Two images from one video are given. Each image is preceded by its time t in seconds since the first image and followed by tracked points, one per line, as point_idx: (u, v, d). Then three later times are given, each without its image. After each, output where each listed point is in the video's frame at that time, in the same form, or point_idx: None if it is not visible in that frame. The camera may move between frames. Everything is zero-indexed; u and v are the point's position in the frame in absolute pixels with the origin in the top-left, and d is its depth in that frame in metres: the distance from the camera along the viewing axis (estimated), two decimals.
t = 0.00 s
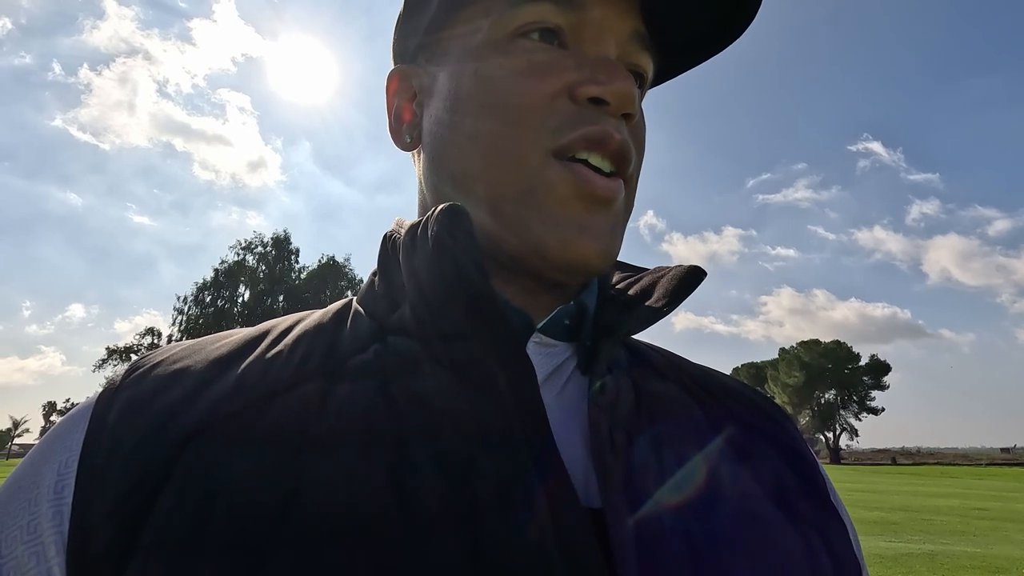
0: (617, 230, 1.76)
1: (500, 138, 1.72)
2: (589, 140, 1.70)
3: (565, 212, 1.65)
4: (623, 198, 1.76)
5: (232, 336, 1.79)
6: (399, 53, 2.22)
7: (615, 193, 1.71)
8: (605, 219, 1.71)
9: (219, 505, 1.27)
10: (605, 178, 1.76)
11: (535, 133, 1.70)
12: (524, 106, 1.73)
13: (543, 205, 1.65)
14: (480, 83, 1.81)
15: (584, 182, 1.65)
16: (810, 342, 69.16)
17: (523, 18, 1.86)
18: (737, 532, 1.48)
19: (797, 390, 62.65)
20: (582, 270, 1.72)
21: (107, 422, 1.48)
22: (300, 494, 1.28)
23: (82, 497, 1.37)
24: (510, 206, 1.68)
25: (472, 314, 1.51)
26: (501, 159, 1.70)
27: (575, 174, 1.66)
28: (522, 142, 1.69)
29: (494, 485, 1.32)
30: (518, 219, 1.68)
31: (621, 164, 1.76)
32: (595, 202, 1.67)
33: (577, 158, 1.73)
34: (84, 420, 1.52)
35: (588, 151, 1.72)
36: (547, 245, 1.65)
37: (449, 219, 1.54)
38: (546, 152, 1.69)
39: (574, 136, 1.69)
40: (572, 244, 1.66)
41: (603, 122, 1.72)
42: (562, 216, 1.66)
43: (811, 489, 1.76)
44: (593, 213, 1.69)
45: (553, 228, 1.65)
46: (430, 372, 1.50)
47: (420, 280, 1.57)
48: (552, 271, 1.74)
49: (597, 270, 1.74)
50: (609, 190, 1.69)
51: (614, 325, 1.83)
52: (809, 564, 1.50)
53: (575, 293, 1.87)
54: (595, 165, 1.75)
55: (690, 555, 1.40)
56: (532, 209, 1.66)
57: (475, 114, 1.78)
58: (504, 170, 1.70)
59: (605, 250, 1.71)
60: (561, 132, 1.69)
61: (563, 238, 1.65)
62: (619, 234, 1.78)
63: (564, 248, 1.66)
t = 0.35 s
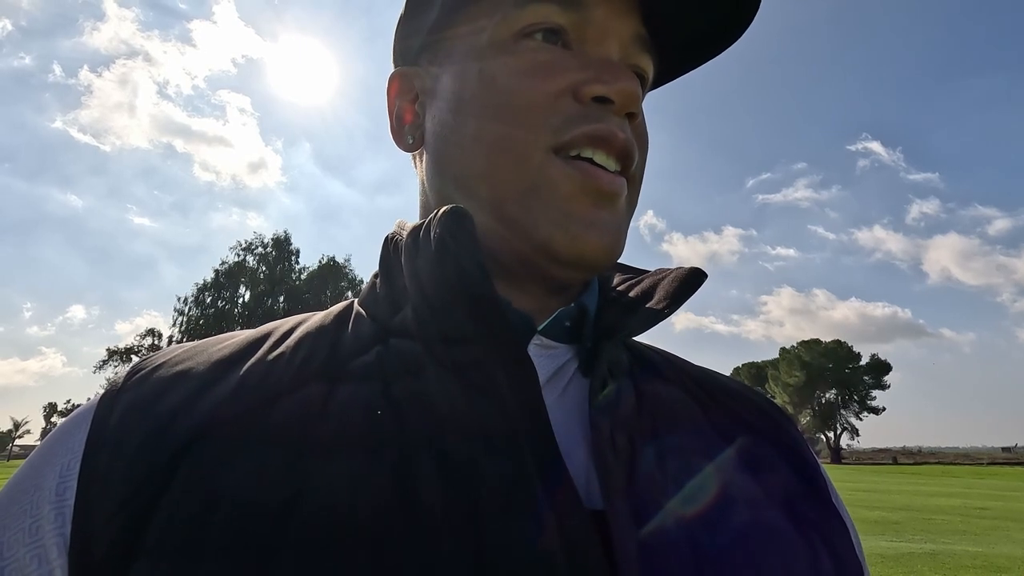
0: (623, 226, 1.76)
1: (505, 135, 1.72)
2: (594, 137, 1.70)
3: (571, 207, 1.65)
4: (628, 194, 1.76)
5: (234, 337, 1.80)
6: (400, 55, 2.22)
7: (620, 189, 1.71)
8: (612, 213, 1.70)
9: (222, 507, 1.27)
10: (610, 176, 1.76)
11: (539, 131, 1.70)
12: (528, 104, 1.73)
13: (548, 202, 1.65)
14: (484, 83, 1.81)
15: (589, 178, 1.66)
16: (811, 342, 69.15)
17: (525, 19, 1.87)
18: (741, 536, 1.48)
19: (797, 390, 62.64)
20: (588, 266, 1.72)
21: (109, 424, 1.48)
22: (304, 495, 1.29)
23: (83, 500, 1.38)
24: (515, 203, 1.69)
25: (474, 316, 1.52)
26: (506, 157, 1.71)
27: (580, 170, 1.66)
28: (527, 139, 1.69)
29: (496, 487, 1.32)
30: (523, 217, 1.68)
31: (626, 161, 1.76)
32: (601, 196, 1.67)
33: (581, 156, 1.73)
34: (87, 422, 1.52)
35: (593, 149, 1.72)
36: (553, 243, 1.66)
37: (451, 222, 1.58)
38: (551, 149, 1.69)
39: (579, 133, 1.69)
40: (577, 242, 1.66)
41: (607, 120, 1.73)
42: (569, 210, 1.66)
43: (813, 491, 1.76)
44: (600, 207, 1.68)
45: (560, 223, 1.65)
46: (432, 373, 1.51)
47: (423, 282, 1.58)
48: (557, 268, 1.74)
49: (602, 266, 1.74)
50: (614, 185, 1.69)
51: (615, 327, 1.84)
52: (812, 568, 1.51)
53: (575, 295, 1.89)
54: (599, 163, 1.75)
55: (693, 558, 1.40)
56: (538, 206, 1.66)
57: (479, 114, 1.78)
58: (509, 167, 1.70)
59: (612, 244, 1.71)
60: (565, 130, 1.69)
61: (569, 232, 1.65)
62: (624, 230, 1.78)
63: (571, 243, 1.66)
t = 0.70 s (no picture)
0: (625, 233, 1.75)
1: (504, 146, 1.73)
2: (592, 148, 1.71)
3: (573, 215, 1.65)
4: (629, 200, 1.75)
5: (235, 343, 1.81)
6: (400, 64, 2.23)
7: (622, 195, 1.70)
8: (613, 220, 1.70)
9: (222, 511, 1.28)
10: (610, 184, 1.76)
11: (538, 141, 1.70)
12: (527, 115, 1.74)
13: (549, 210, 1.66)
14: (483, 93, 1.82)
15: (590, 185, 1.65)
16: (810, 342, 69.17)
17: (525, 28, 1.87)
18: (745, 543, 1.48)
19: (797, 390, 62.66)
20: (591, 271, 1.72)
21: (110, 430, 1.48)
22: (304, 502, 1.29)
23: (83, 503, 1.38)
24: (516, 212, 1.69)
25: (475, 323, 1.52)
26: (504, 168, 1.71)
27: (581, 177, 1.66)
28: (526, 150, 1.70)
29: (497, 494, 1.32)
30: (523, 227, 1.69)
31: (626, 168, 1.76)
32: (603, 202, 1.67)
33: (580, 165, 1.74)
34: (88, 424, 1.52)
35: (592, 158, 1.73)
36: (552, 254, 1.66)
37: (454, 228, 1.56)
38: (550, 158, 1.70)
39: (577, 143, 1.69)
40: (577, 252, 1.67)
41: (605, 131, 1.73)
42: (570, 217, 1.65)
43: (817, 497, 1.77)
44: (601, 214, 1.68)
45: (562, 231, 1.65)
46: (433, 381, 1.51)
47: (425, 290, 1.58)
48: (559, 276, 1.74)
49: (605, 272, 1.73)
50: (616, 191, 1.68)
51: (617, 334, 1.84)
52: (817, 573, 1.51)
53: (577, 303, 1.90)
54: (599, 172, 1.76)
55: (696, 566, 1.40)
56: (538, 214, 1.67)
57: (478, 125, 1.79)
58: (509, 178, 1.70)
59: (614, 251, 1.70)
60: (564, 140, 1.69)
61: (571, 240, 1.65)
62: (626, 237, 1.78)
63: (573, 250, 1.66)
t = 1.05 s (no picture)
0: (645, 237, 1.77)
1: (524, 144, 1.73)
2: (613, 146, 1.72)
3: (592, 219, 1.67)
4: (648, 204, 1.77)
5: (263, 338, 1.84)
6: (422, 63, 2.25)
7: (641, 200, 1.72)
8: (633, 224, 1.73)
9: (255, 501, 1.31)
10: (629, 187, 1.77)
11: (558, 140, 1.71)
12: (547, 112, 1.75)
13: (569, 212, 1.67)
14: (503, 90, 1.82)
15: (609, 193, 1.67)
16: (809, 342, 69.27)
17: (546, 24, 1.88)
18: (770, 540, 1.49)
19: (795, 390, 62.73)
20: (610, 275, 1.73)
21: (142, 424, 1.52)
22: (329, 496, 1.31)
23: (120, 492, 1.42)
24: (535, 211, 1.70)
25: (498, 316, 1.51)
26: (524, 166, 1.72)
27: (599, 185, 1.68)
28: (546, 148, 1.71)
29: (521, 488, 1.33)
30: (543, 226, 1.69)
31: (646, 166, 1.78)
32: (622, 208, 1.69)
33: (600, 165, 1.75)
34: (124, 417, 1.57)
35: (612, 158, 1.74)
36: (573, 253, 1.67)
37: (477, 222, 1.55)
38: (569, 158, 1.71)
39: (597, 143, 1.71)
40: (598, 252, 1.68)
41: (627, 128, 1.74)
42: (590, 221, 1.67)
43: (844, 496, 1.77)
44: (620, 219, 1.70)
45: (582, 233, 1.67)
46: (456, 376, 1.52)
47: (447, 286, 1.57)
48: (578, 276, 1.75)
49: (623, 275, 1.75)
50: (634, 198, 1.70)
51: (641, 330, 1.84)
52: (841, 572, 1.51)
53: (599, 300, 1.89)
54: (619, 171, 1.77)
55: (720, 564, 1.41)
56: (558, 215, 1.68)
57: (498, 122, 1.80)
58: (529, 175, 1.71)
59: (632, 255, 1.72)
60: (583, 139, 1.71)
61: (591, 243, 1.67)
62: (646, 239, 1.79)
63: (592, 253, 1.67)
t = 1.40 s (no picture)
0: (653, 238, 1.78)
1: (537, 133, 1.74)
2: (628, 136, 1.73)
3: (601, 217, 1.69)
4: (657, 204, 1.78)
5: (278, 323, 1.85)
6: (438, 50, 2.26)
7: (650, 202, 1.73)
8: (642, 224, 1.73)
9: (269, 482, 1.33)
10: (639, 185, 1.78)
11: (572, 131, 1.73)
12: (562, 100, 1.75)
13: (577, 210, 1.68)
14: (518, 77, 1.83)
15: (617, 194, 1.68)
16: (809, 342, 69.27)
17: (561, 12, 1.88)
18: (780, 539, 1.48)
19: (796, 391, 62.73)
20: (616, 274, 1.75)
21: (159, 408, 1.54)
22: (342, 482, 1.32)
23: (139, 470, 1.45)
24: (547, 203, 1.71)
25: (509, 308, 1.53)
26: (537, 154, 1.73)
27: (607, 184, 1.69)
28: (559, 140, 1.72)
29: (530, 477, 1.34)
30: (553, 216, 1.70)
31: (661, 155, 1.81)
32: (629, 211, 1.70)
33: (615, 154, 1.76)
34: (143, 399, 1.60)
35: (627, 147, 1.76)
36: (581, 247, 1.68)
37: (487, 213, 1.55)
38: (581, 151, 1.73)
39: (612, 132, 1.72)
40: (606, 250, 1.69)
41: (643, 118, 1.75)
42: (598, 220, 1.69)
43: (858, 497, 1.76)
44: (628, 219, 1.71)
45: (590, 231, 1.68)
46: (469, 365, 1.52)
47: (458, 277, 1.57)
48: (585, 275, 1.77)
49: (631, 275, 1.77)
50: (643, 201, 1.71)
51: (654, 321, 1.84)
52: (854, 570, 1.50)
53: (614, 290, 1.87)
54: (635, 160, 1.79)
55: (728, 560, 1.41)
56: (569, 210, 1.69)
57: (512, 109, 1.80)
58: (541, 166, 1.72)
59: (640, 256, 1.74)
60: (597, 129, 1.72)
61: (598, 243, 1.68)
62: (654, 241, 1.81)
63: (599, 252, 1.69)
